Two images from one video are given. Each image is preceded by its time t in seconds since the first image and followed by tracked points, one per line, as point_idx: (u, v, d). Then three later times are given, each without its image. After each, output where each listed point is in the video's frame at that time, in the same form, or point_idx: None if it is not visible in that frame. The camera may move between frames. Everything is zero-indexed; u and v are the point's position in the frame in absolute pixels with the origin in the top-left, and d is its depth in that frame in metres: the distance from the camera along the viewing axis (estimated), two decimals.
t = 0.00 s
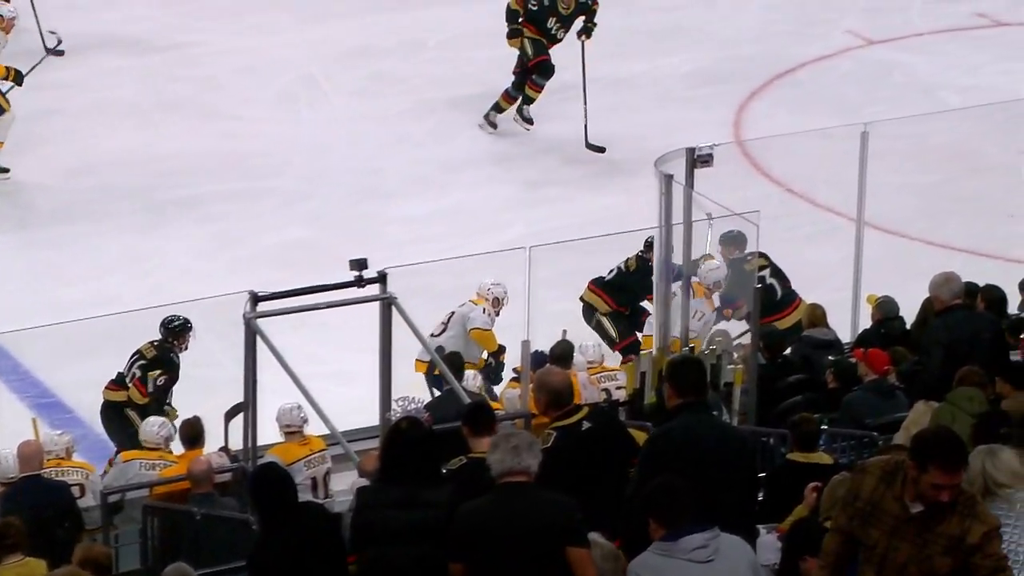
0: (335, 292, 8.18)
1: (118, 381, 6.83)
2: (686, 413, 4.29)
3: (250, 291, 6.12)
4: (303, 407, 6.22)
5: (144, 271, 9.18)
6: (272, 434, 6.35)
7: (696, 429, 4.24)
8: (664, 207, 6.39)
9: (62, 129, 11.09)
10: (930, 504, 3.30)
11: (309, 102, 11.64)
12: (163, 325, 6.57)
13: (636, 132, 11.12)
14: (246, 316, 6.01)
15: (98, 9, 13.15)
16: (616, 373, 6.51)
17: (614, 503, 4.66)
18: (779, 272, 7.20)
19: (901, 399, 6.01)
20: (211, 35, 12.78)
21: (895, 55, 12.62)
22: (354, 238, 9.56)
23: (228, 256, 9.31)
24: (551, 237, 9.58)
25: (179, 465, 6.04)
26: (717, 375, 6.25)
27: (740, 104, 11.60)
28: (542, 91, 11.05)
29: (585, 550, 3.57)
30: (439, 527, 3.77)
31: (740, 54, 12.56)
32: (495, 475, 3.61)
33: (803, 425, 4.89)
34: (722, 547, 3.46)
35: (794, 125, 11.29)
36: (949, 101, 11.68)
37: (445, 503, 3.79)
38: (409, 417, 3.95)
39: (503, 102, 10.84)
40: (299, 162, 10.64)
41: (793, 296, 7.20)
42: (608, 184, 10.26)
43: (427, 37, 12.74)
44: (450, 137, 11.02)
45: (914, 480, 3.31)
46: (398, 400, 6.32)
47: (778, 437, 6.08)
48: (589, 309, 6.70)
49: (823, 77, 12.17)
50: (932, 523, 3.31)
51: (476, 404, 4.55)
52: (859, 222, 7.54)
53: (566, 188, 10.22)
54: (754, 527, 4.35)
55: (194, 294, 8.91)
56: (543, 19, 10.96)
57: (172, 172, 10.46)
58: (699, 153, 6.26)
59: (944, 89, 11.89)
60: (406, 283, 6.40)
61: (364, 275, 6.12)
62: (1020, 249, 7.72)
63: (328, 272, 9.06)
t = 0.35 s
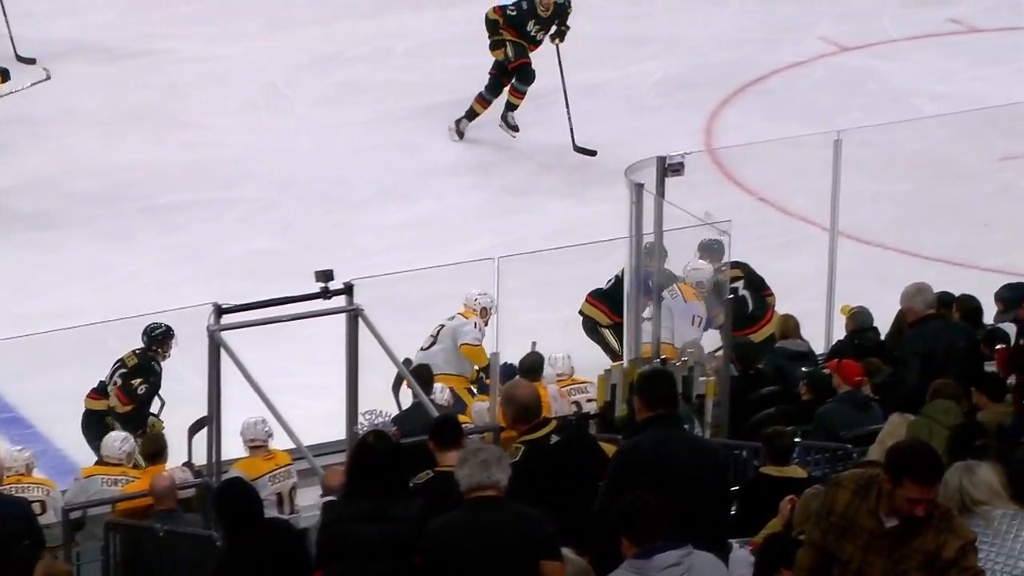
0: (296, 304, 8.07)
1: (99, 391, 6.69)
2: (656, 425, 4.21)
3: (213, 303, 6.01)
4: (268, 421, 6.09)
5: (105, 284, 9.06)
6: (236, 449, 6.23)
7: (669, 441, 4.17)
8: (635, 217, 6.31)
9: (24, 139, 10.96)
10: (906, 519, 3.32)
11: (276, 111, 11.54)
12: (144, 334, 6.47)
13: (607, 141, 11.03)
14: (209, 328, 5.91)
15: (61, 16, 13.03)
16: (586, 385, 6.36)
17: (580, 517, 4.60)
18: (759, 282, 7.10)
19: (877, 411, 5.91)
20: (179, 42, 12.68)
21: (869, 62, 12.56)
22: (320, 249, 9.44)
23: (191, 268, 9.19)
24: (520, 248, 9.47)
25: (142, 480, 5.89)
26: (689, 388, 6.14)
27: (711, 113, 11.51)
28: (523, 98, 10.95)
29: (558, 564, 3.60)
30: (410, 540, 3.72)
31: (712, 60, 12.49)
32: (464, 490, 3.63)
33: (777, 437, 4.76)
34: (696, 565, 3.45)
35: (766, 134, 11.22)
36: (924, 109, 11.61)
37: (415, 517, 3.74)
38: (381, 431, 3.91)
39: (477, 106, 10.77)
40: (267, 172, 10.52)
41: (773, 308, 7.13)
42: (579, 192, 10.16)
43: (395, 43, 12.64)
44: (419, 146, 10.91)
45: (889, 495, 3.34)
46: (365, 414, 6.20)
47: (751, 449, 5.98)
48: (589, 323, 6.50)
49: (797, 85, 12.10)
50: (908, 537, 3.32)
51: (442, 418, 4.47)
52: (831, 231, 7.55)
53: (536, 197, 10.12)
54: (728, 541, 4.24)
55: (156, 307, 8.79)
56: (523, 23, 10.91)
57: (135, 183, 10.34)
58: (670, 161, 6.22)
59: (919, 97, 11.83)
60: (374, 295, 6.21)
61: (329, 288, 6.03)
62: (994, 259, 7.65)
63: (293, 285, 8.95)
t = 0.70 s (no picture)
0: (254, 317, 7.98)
1: (80, 398, 6.57)
2: (623, 440, 4.28)
3: (177, 316, 5.92)
4: (231, 436, 5.97)
5: (65, 297, 8.93)
6: (199, 463, 6.13)
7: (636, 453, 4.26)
8: (605, 227, 6.33)
9: None
10: (880, 535, 3.45)
11: (237, 120, 11.46)
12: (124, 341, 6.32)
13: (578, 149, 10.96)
14: (173, 341, 5.82)
15: (17, 27, 12.94)
16: (555, 398, 6.24)
17: (549, 532, 4.63)
18: (736, 292, 7.08)
19: (849, 423, 5.81)
20: (144, 50, 12.60)
21: (840, 69, 12.54)
22: (287, 260, 9.33)
23: (153, 282, 9.08)
24: (489, 258, 9.37)
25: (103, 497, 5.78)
26: (659, 400, 6.05)
27: (682, 121, 11.45)
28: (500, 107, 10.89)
29: None
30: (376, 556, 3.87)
31: (680, 67, 12.45)
32: (432, 506, 3.67)
33: (749, 452, 4.63)
34: None
35: (738, 140, 11.15)
36: (898, 116, 11.59)
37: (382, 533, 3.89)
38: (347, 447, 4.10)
39: (454, 110, 10.73)
40: (234, 182, 10.42)
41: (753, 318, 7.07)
42: (548, 200, 10.10)
43: (357, 51, 12.61)
44: (388, 155, 10.82)
45: (862, 510, 3.48)
46: (331, 428, 6.06)
47: (723, 462, 5.89)
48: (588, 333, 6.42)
49: (767, 91, 12.08)
50: (881, 553, 3.45)
51: (406, 434, 4.48)
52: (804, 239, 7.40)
53: (503, 206, 10.03)
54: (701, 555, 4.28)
55: (118, 320, 8.67)
56: (503, 29, 10.87)
57: (96, 194, 10.22)
58: (639, 170, 6.19)
59: (893, 105, 11.82)
60: (340, 305, 6.06)
61: (294, 300, 5.95)
62: (968, 269, 7.63)
63: (259, 296, 8.84)
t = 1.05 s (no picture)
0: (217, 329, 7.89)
1: (61, 407, 6.46)
2: (595, 453, 4.22)
3: (143, 328, 5.83)
4: (199, 448, 5.86)
5: (29, 309, 8.82)
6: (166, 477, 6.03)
7: (606, 465, 4.19)
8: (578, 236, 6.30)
9: None
10: (856, 550, 3.37)
11: (205, 129, 11.38)
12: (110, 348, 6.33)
13: (551, 156, 10.89)
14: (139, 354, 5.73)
15: None
16: (529, 410, 6.10)
17: (520, 544, 4.53)
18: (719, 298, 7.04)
19: (825, 434, 5.73)
20: (113, 58, 12.54)
21: (816, 76, 12.50)
22: (255, 271, 9.23)
23: (118, 293, 8.98)
24: (460, 269, 9.28)
25: (69, 512, 5.66)
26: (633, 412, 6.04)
27: (656, 128, 11.39)
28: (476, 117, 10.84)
29: None
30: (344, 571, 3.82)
31: (654, 75, 12.42)
32: (404, 521, 3.62)
33: (725, 463, 4.55)
34: None
35: (713, 147, 11.09)
36: (875, 123, 11.52)
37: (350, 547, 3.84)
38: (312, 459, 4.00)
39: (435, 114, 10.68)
40: (203, 192, 10.33)
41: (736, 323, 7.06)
42: (521, 208, 10.02)
43: (328, 59, 12.58)
44: (359, 163, 10.73)
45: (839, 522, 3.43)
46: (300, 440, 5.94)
47: (698, 474, 5.81)
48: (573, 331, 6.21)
49: (742, 98, 12.03)
50: (860, 566, 3.35)
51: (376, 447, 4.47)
52: (779, 248, 7.45)
53: (476, 215, 9.95)
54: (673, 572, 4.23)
55: (81, 332, 8.56)
56: (485, 33, 10.81)
57: (62, 203, 10.11)
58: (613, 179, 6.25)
59: (871, 112, 11.74)
60: (310, 317, 6.00)
61: (263, 311, 5.86)
62: (945, 279, 7.44)
63: (226, 307, 8.74)
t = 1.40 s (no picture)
0: (184, 339, 7.81)
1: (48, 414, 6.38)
2: (572, 462, 4.18)
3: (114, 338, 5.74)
4: (171, 459, 5.76)
5: None
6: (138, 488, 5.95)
7: (581, 474, 4.15)
8: (557, 246, 6.41)
9: None
10: (837, 561, 3.37)
11: (176, 135, 11.31)
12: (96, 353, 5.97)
13: (527, 162, 10.84)
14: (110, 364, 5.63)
15: None
16: (506, 420, 5.99)
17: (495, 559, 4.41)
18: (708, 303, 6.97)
19: (806, 443, 5.66)
20: (85, 65, 12.48)
21: (794, 81, 12.47)
22: (228, 280, 9.14)
23: (88, 303, 8.89)
24: (435, 277, 9.21)
25: (39, 524, 5.55)
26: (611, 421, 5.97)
27: (633, 134, 11.34)
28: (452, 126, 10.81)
29: None
30: None
31: (630, 80, 12.40)
32: (381, 533, 3.57)
33: (705, 473, 4.48)
34: None
35: (691, 153, 11.04)
36: (855, 129, 11.47)
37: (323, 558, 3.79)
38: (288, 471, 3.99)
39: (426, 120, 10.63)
40: (175, 200, 10.25)
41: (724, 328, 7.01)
42: (498, 215, 9.96)
43: (301, 65, 12.57)
44: (334, 171, 10.67)
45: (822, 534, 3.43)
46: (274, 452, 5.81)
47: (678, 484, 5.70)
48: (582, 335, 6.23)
49: (720, 104, 12.00)
50: None
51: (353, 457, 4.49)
52: (758, 256, 7.36)
53: (451, 222, 9.88)
54: None
55: (50, 343, 8.47)
56: (472, 39, 10.91)
57: (31, 211, 10.02)
58: (590, 188, 6.47)
59: (850, 118, 11.69)
60: (286, 326, 5.81)
61: (237, 319, 5.79)
62: (929, 285, 7.39)
63: (197, 317, 8.66)
